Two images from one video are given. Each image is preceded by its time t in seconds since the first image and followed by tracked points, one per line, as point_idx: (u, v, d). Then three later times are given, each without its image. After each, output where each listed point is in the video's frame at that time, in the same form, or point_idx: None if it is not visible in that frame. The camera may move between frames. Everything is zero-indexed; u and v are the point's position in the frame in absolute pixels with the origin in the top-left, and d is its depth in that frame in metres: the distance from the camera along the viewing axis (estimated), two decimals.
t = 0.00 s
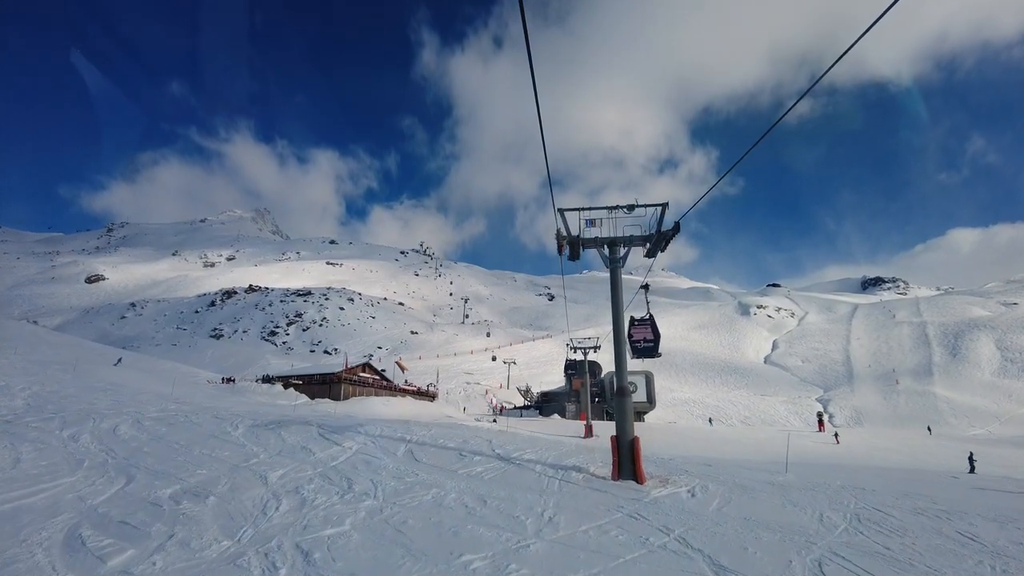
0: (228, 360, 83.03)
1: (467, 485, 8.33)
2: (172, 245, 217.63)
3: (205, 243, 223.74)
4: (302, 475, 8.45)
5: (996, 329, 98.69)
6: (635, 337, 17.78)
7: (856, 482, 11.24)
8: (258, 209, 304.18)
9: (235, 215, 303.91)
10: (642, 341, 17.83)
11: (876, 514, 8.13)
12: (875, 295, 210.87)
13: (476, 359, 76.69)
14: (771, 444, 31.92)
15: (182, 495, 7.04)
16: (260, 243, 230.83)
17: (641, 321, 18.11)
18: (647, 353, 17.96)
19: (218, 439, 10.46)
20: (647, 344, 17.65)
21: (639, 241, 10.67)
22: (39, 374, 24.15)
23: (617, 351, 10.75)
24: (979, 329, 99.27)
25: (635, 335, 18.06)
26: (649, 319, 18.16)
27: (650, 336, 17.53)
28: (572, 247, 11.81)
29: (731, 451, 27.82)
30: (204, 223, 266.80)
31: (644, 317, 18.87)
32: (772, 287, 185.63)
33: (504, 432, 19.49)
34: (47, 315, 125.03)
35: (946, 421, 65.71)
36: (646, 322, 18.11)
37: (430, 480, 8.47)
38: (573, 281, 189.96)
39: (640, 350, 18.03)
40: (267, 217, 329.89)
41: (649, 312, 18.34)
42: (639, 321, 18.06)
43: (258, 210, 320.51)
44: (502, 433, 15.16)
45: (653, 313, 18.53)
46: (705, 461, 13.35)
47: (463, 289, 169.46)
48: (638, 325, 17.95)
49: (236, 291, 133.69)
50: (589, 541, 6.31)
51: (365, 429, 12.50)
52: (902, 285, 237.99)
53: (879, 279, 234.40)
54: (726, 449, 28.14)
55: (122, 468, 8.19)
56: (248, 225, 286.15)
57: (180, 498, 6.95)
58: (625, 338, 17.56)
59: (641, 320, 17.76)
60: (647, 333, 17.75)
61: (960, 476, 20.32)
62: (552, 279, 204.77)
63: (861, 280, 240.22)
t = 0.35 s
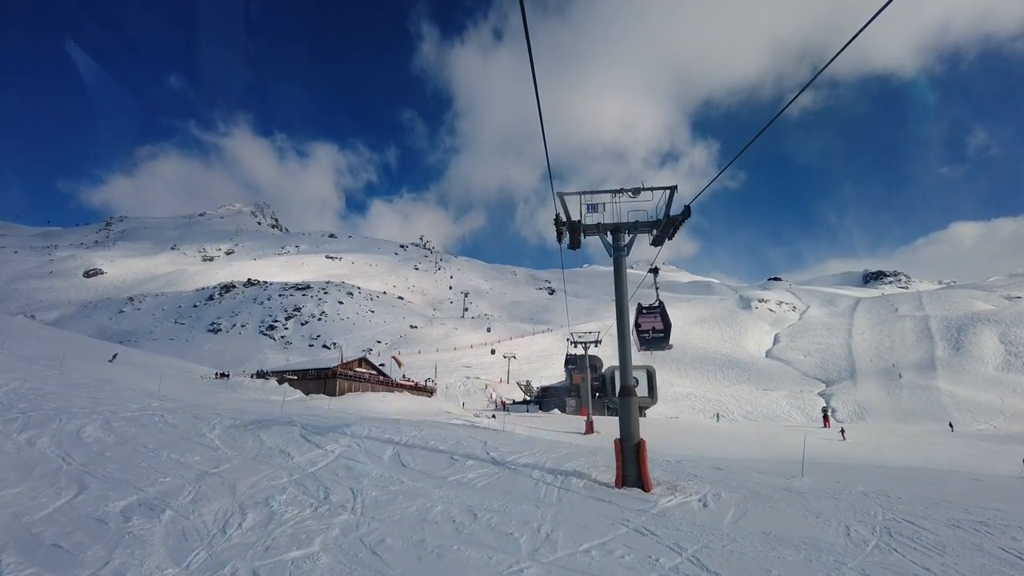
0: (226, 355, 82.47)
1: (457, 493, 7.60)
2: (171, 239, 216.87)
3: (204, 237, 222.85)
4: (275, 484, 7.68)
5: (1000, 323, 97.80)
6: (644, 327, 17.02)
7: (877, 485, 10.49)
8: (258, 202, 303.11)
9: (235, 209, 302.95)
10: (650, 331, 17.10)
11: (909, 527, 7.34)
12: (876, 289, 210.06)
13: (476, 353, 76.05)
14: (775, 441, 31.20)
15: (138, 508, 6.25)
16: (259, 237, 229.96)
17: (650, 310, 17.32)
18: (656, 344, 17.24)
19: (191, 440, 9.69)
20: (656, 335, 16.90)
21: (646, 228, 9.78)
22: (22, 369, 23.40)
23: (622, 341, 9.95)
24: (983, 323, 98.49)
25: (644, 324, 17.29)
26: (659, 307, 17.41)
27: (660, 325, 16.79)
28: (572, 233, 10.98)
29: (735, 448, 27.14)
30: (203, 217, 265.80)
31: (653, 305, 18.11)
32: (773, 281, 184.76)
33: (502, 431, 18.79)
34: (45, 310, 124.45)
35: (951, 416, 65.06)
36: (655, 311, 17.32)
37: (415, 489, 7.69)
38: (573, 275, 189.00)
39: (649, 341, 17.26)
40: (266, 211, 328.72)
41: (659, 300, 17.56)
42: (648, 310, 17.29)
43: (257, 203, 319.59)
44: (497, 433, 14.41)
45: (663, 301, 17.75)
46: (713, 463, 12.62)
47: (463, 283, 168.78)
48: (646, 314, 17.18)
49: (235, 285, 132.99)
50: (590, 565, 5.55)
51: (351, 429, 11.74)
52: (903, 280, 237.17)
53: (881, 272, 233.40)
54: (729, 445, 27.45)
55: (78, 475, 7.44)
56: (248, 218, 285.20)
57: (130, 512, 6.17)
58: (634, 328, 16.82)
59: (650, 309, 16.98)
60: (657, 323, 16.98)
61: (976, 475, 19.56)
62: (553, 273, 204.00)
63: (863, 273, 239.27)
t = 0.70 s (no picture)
0: (224, 351, 81.83)
1: (444, 507, 6.82)
2: (169, 234, 216.02)
3: (203, 232, 222.09)
4: (244, 499, 6.90)
5: (1003, 318, 97.06)
6: (655, 318, 16.12)
7: (902, 492, 9.72)
8: (258, 197, 302.45)
9: (234, 204, 302.12)
10: (661, 322, 16.24)
11: (951, 547, 6.55)
12: (877, 284, 209.56)
13: (476, 349, 75.42)
14: (781, 440, 30.44)
15: (76, 529, 5.47)
16: (259, 232, 229.25)
17: (660, 298, 16.43)
18: (667, 336, 16.38)
19: (157, 445, 8.93)
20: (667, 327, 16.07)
21: (652, 215, 8.88)
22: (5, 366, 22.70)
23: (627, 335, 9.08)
24: (986, 318, 97.85)
25: (653, 314, 16.33)
26: (670, 296, 16.50)
27: (672, 317, 15.93)
28: (573, 221, 10.11)
29: (740, 446, 26.43)
30: (202, 212, 264.95)
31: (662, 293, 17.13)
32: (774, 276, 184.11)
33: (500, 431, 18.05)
34: (43, 305, 123.83)
35: (954, 413, 64.49)
36: (666, 299, 16.35)
37: (398, 502, 6.91)
38: (573, 270, 188.20)
39: (660, 334, 16.39)
40: (266, 206, 327.80)
41: (669, 288, 16.57)
42: (659, 298, 16.38)
43: (257, 199, 318.89)
44: (494, 436, 13.63)
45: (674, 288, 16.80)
46: (721, 468, 11.85)
47: (463, 278, 168.17)
48: (657, 303, 16.28)
49: (234, 281, 132.25)
50: None
51: (336, 432, 10.94)
52: (904, 275, 236.47)
53: (882, 267, 232.66)
54: (733, 444, 26.76)
55: (21, 486, 6.68)
56: (247, 214, 284.20)
57: (65, 533, 5.39)
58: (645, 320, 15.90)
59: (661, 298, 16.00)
60: (668, 314, 16.10)
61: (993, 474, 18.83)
62: (553, 268, 203.22)
63: (864, 269, 238.43)
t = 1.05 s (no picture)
0: (221, 350, 81.03)
1: (428, 531, 6.03)
2: (168, 232, 215.23)
3: (202, 230, 221.20)
4: (198, 521, 6.05)
5: (1007, 317, 96.31)
6: (666, 309, 13.63)
7: (936, 509, 8.87)
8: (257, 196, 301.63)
9: (234, 203, 301.31)
10: (675, 315, 13.74)
11: None
12: (879, 283, 208.70)
13: (475, 348, 74.59)
14: (786, 442, 29.52)
15: None
16: (258, 231, 228.44)
17: (675, 287, 13.90)
18: (682, 331, 13.71)
19: (118, 454, 8.10)
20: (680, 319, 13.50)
21: (662, 202, 7.98)
22: None
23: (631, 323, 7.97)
24: (990, 317, 96.89)
25: (665, 305, 13.81)
26: (688, 283, 13.89)
27: (687, 308, 13.33)
28: (574, 210, 9.25)
29: (745, 450, 25.51)
30: (201, 211, 264.11)
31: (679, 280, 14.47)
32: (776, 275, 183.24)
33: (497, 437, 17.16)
34: (40, 303, 123.13)
35: (959, 413, 63.58)
36: (683, 288, 13.75)
37: (377, 525, 6.12)
38: (573, 269, 187.24)
39: (675, 328, 13.72)
40: (266, 204, 326.77)
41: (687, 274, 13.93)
42: (673, 287, 13.90)
43: (257, 197, 318.19)
44: (490, 443, 12.70)
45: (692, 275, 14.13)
46: (732, 478, 11.07)
47: (462, 276, 167.28)
48: (670, 292, 13.79)
49: (232, 279, 131.42)
50: None
51: (317, 439, 10.08)
52: (906, 273, 235.24)
53: (884, 266, 231.51)
54: (739, 447, 25.94)
55: None
56: (246, 212, 283.32)
57: None
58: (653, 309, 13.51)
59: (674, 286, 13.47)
60: (683, 305, 13.51)
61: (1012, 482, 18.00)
62: (553, 267, 202.24)
63: (865, 267, 237.24)
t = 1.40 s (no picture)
0: (219, 350, 80.31)
1: (406, 566, 5.19)
2: (167, 232, 214.46)
3: (201, 230, 220.40)
4: (142, 555, 5.20)
5: (1009, 317, 95.60)
6: (684, 302, 12.30)
7: (976, 532, 8.03)
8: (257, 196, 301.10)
9: (234, 203, 301.01)
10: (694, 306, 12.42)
11: None
12: (879, 283, 208.03)
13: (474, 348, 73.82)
14: (792, 447, 28.68)
15: None
16: (257, 231, 227.69)
17: (692, 273, 12.43)
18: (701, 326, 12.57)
19: (68, 472, 7.21)
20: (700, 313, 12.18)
21: (673, 188, 7.15)
22: None
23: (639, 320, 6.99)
24: (993, 317, 96.09)
25: (682, 295, 12.44)
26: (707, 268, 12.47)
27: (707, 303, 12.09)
28: (575, 200, 8.45)
29: (751, 456, 24.65)
30: (201, 211, 263.66)
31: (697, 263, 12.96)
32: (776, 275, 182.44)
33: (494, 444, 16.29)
34: (38, 303, 122.35)
35: (963, 415, 62.79)
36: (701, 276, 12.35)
37: (351, 563, 5.26)
38: (573, 269, 186.47)
39: (693, 324, 12.49)
40: (266, 204, 326.07)
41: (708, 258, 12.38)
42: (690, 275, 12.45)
43: (256, 197, 317.73)
44: (485, 453, 11.86)
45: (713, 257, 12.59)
46: (748, 493, 10.23)
47: (462, 276, 166.50)
48: (686, 281, 12.40)
49: (231, 279, 130.66)
50: None
51: (296, 451, 9.22)
52: (906, 274, 234.44)
53: (884, 266, 230.66)
54: (744, 452, 25.13)
55: None
56: (246, 211, 282.63)
57: None
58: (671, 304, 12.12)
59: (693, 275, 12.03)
60: (701, 297, 12.24)
61: None
62: (553, 267, 201.44)
63: (866, 267, 236.45)
